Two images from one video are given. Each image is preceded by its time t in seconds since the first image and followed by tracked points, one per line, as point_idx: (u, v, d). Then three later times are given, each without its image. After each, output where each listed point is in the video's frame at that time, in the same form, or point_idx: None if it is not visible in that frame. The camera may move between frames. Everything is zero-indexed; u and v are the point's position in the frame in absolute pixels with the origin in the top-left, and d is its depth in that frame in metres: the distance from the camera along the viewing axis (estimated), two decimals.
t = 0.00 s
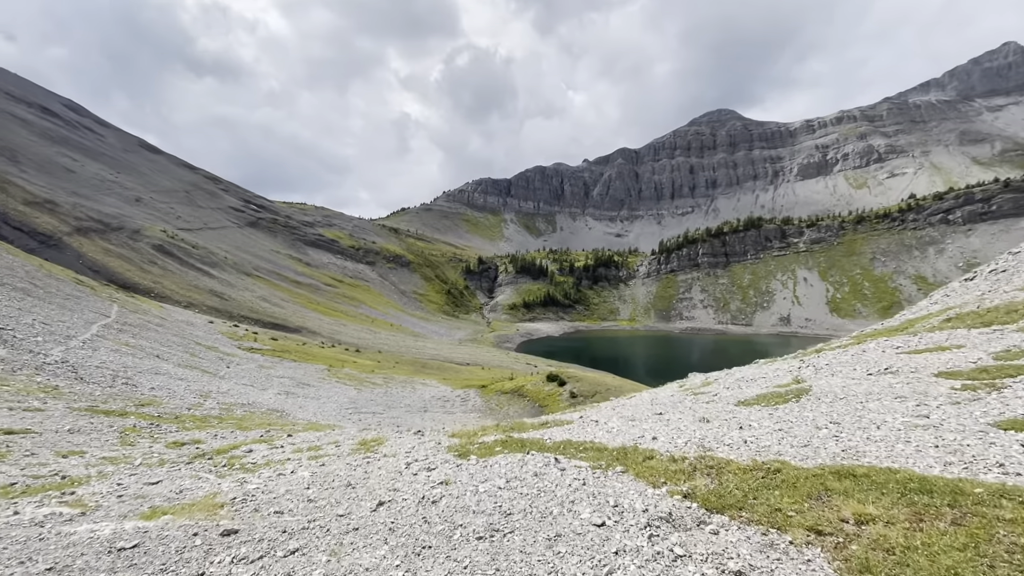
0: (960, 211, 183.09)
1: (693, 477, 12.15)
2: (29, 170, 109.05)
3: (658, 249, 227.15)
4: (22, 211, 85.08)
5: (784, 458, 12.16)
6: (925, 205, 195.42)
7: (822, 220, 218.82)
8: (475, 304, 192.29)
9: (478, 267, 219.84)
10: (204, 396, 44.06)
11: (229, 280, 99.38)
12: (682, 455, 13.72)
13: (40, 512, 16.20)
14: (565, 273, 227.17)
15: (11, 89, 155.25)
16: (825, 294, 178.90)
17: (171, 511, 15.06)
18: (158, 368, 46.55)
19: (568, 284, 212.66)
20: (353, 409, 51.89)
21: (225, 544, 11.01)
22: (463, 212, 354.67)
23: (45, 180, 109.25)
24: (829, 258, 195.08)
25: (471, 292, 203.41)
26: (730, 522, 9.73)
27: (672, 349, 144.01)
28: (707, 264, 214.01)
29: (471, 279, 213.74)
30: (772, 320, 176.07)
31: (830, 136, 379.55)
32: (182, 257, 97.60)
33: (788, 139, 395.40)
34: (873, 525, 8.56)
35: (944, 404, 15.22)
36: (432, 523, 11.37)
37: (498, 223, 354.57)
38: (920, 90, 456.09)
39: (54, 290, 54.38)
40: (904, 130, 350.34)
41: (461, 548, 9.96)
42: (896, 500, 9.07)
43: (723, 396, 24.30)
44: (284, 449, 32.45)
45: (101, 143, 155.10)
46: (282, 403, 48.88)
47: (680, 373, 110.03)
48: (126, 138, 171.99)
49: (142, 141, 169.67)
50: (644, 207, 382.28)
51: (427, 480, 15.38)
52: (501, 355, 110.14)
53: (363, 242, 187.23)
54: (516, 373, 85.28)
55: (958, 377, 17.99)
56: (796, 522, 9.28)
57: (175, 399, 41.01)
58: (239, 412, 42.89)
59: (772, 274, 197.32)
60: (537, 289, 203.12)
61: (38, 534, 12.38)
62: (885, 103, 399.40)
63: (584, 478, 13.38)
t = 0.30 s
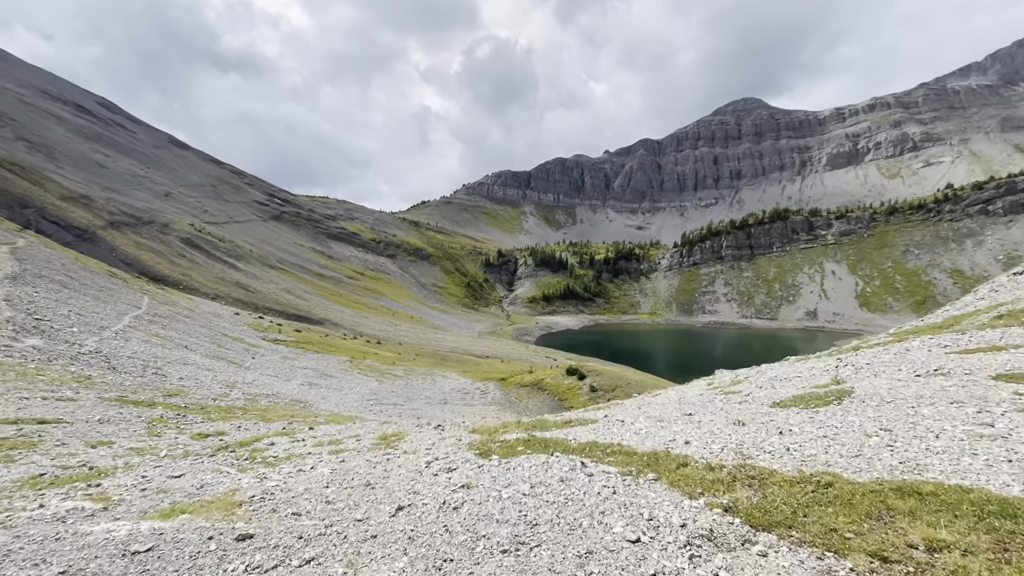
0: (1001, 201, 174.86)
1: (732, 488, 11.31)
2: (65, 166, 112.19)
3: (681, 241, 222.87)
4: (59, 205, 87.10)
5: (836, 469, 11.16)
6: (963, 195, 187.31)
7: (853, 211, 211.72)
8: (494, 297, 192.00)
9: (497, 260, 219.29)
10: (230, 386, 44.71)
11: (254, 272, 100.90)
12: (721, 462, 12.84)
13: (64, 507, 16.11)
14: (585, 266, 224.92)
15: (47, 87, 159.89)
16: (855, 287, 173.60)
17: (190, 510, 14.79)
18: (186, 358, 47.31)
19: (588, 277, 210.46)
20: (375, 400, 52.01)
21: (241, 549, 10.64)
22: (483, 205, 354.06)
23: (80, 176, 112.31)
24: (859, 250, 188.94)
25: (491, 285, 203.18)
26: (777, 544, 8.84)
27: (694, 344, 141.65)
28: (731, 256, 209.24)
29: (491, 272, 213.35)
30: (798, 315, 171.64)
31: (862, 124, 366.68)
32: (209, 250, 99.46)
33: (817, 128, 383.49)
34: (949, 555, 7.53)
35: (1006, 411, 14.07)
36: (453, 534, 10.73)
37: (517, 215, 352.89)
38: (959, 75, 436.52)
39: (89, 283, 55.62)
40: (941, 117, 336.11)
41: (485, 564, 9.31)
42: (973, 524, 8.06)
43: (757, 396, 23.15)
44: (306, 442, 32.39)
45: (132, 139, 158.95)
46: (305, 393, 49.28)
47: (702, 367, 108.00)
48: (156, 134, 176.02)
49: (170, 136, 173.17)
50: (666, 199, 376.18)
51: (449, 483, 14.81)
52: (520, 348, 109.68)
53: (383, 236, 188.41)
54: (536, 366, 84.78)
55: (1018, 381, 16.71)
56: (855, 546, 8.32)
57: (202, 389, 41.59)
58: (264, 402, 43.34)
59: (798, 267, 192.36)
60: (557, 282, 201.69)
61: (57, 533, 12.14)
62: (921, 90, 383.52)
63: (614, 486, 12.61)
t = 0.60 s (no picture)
0: None
1: (782, 502, 10.35)
2: (101, 162, 115.42)
3: (705, 235, 218.08)
4: (95, 200, 89.38)
5: (896, 483, 10.08)
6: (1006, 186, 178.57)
7: (886, 203, 204.22)
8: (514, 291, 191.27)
9: (518, 254, 218.35)
10: (256, 377, 45.23)
11: (279, 266, 102.33)
12: (763, 471, 11.86)
13: (87, 499, 16.00)
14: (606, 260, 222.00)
15: (84, 86, 164.91)
16: (887, 282, 167.52)
17: (208, 508, 14.43)
18: (215, 349, 48.06)
19: (609, 271, 207.76)
20: (396, 393, 51.96)
21: (253, 555, 10.12)
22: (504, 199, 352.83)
23: (115, 172, 115.41)
24: (893, 244, 182.21)
25: (511, 279, 202.57)
26: (837, 568, 7.93)
27: (718, 339, 138.64)
28: (757, 251, 203.94)
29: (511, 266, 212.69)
30: (826, 310, 166.56)
31: (897, 113, 352.92)
32: (236, 244, 101.22)
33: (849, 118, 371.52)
34: None
35: None
36: (476, 544, 10.02)
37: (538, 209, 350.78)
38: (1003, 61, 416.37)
39: (123, 275, 56.80)
40: (983, 105, 321.45)
41: None
42: None
43: (793, 397, 21.98)
44: (327, 436, 32.32)
45: (163, 135, 162.72)
46: (329, 385, 49.62)
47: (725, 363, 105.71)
48: (186, 130, 180.00)
49: (198, 133, 176.67)
50: (690, 192, 369.30)
51: (471, 486, 14.17)
52: (541, 342, 108.94)
53: (405, 230, 189.35)
54: (556, 360, 83.93)
55: None
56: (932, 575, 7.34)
57: (229, 379, 42.10)
58: (289, 393, 43.67)
59: (827, 261, 186.51)
60: (578, 277, 199.74)
61: (73, 530, 11.79)
62: (960, 77, 367.36)
63: (647, 497, 11.77)
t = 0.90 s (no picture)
0: None
1: (841, 525, 9.39)
2: (134, 160, 118.59)
3: (731, 230, 213.11)
4: (129, 197, 91.63)
5: (972, 507, 9.03)
6: None
7: (923, 197, 196.42)
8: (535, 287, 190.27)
9: (539, 249, 217.04)
10: (281, 370, 45.63)
11: (304, 261, 103.58)
12: (814, 487, 10.86)
13: (111, 496, 15.91)
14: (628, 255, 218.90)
15: (118, 86, 169.76)
16: (922, 279, 161.22)
17: (227, 509, 14.11)
18: (242, 343, 48.62)
19: (632, 267, 204.73)
20: (418, 387, 51.84)
21: (268, 566, 9.68)
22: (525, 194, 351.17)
23: (147, 170, 118.38)
24: (929, 239, 175.21)
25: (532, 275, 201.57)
26: None
27: (743, 337, 135.36)
28: (784, 246, 198.40)
29: (532, 261, 211.67)
30: (857, 307, 160.90)
31: (935, 103, 339.36)
32: (263, 240, 102.86)
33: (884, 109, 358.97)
34: None
35: None
36: (504, 562, 9.34)
37: (559, 204, 348.18)
38: None
39: (155, 270, 57.93)
40: None
41: None
42: None
43: (835, 401, 20.69)
44: (349, 432, 32.15)
45: (192, 134, 166.44)
46: (351, 378, 49.85)
47: (750, 360, 103.11)
48: (214, 129, 183.84)
49: (226, 130, 180.25)
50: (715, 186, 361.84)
51: (495, 494, 13.51)
52: (561, 337, 108.00)
53: (426, 225, 190.14)
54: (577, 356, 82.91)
55: None
56: None
57: (254, 373, 42.53)
58: (312, 387, 43.88)
59: (859, 257, 180.35)
60: (600, 272, 197.37)
61: (92, 533, 11.51)
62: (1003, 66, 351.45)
63: (687, 512, 10.91)
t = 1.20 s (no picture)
0: None
1: (910, 546, 8.57)
2: (164, 159, 121.54)
3: (755, 227, 208.33)
4: (160, 195, 93.77)
5: None
6: None
7: (959, 192, 189.10)
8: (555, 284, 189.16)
9: (559, 246, 215.61)
10: (304, 365, 46.00)
11: (326, 257, 104.77)
12: (874, 502, 10.07)
13: (139, 490, 15.90)
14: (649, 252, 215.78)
15: (149, 87, 174.29)
16: (958, 277, 155.28)
17: (252, 508, 13.91)
18: (267, 338, 49.16)
19: (653, 264, 202.02)
20: (438, 384, 51.75)
21: (294, 572, 9.36)
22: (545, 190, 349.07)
23: (177, 168, 121.19)
24: (966, 236, 168.58)
25: (552, 272, 200.44)
26: None
27: (768, 335, 132.25)
28: (811, 243, 193.06)
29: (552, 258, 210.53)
30: (888, 307, 155.41)
31: (973, 95, 327.01)
32: (287, 237, 104.41)
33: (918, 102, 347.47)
34: None
35: None
36: None
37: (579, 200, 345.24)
38: None
39: (183, 266, 59.06)
40: None
41: None
42: None
43: (881, 406, 19.53)
44: (372, 429, 32.08)
45: (219, 133, 169.84)
46: (373, 373, 50.06)
47: (774, 359, 100.78)
48: (240, 128, 187.37)
49: (252, 129, 183.52)
50: (740, 181, 354.71)
51: (525, 499, 12.98)
52: (582, 335, 107.10)
53: (446, 222, 190.72)
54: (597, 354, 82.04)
55: None
56: None
57: (279, 367, 42.95)
58: (335, 382, 44.18)
59: (890, 254, 174.41)
60: (620, 269, 195.17)
61: (118, 530, 11.30)
62: None
63: (731, 524, 10.22)
